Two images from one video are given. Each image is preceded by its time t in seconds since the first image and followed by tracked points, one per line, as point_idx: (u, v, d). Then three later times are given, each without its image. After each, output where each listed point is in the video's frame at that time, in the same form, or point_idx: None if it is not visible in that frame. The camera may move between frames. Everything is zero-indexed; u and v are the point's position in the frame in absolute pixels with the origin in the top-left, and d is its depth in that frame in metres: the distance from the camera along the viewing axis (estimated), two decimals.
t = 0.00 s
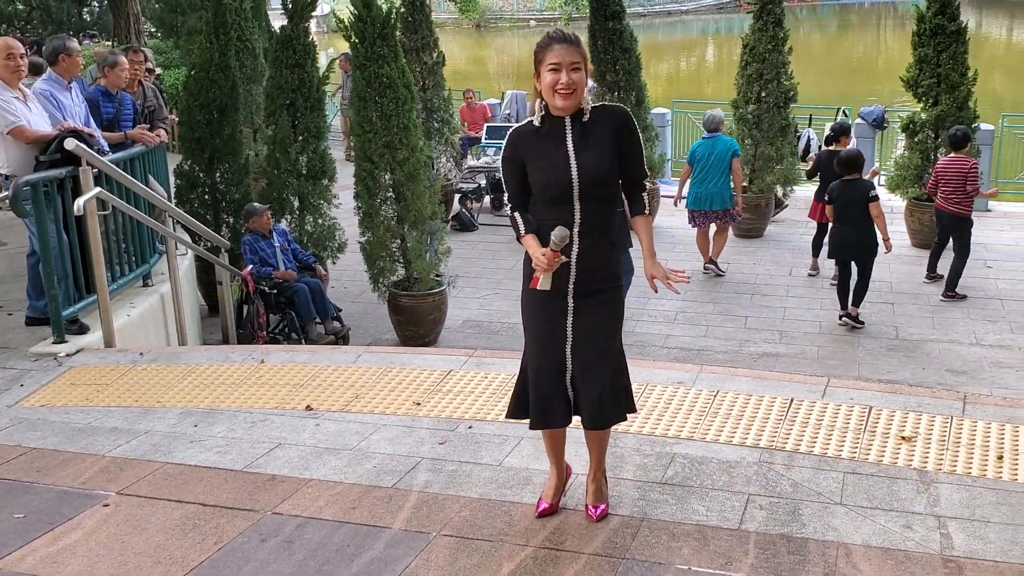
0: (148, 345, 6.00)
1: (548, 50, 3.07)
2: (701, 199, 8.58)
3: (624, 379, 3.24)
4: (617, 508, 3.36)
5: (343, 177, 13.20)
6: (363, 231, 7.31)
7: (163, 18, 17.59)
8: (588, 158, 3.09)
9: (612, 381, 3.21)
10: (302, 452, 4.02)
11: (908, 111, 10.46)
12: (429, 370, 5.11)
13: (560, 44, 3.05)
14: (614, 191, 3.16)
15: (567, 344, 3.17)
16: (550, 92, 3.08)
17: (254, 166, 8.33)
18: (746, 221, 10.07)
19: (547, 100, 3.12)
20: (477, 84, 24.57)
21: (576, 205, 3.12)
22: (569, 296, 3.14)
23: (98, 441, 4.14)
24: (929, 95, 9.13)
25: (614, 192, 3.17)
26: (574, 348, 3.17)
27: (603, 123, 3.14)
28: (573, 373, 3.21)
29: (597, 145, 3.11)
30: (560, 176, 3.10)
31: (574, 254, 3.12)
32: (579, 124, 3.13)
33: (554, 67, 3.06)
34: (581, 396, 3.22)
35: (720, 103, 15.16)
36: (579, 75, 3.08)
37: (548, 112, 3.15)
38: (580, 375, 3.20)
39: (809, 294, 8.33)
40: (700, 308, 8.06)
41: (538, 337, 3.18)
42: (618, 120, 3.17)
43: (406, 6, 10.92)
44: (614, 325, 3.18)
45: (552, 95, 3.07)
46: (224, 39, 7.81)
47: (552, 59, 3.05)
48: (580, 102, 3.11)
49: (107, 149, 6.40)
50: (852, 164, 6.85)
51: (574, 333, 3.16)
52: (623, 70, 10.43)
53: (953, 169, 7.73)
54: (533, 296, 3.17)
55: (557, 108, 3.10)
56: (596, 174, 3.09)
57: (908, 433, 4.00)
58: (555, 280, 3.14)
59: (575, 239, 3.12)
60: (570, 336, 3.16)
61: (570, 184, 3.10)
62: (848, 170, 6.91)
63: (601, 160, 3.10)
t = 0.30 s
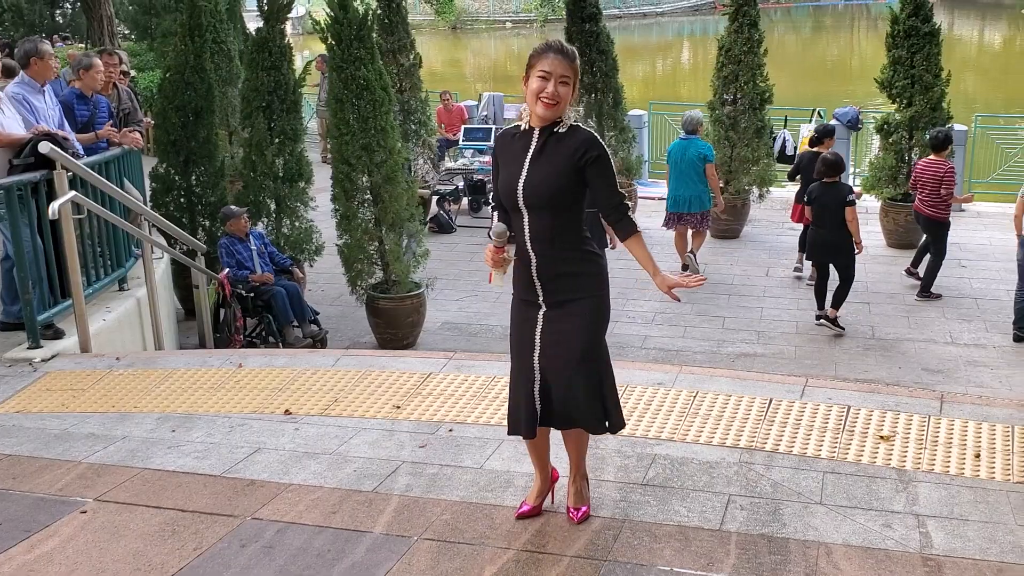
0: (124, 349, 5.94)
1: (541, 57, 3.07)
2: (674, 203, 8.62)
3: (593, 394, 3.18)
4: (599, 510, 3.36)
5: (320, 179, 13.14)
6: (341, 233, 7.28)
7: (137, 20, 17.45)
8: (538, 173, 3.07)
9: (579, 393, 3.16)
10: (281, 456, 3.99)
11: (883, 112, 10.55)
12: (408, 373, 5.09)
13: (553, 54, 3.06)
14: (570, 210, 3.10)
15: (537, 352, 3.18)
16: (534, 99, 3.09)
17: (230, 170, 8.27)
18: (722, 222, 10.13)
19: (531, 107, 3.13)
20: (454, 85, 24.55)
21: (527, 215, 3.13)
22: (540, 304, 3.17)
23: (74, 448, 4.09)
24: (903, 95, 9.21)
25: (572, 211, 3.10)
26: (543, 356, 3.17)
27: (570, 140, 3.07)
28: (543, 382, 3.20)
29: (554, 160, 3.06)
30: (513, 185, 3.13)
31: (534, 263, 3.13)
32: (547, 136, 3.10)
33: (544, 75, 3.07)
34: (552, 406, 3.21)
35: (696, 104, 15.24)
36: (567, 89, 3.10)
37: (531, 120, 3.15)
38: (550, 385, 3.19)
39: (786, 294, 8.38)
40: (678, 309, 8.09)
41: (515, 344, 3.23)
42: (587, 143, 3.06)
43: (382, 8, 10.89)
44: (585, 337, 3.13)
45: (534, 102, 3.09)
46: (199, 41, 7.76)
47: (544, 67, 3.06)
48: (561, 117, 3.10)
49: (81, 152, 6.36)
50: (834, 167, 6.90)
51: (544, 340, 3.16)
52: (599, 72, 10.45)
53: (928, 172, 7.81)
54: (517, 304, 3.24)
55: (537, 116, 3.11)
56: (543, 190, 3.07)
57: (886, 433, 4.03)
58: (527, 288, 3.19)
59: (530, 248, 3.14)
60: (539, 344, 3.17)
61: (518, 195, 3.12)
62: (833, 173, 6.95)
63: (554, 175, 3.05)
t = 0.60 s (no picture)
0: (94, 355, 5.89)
1: (517, 51, 3.08)
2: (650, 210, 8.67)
3: (565, 388, 3.19)
4: (576, 513, 3.36)
5: (292, 183, 13.06)
6: (313, 237, 7.23)
7: (104, 23, 17.28)
8: (510, 169, 3.06)
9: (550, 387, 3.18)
10: (256, 463, 3.96)
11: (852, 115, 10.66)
12: (384, 378, 5.07)
13: (529, 49, 3.06)
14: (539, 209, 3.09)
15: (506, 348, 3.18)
16: (510, 94, 3.09)
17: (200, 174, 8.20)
18: (694, 223, 10.19)
19: (506, 102, 3.13)
20: (425, 89, 24.51)
21: (493, 209, 3.11)
22: (507, 301, 3.17)
23: (45, 455, 4.03)
24: (872, 98, 9.32)
25: (541, 210, 3.10)
26: (512, 353, 3.18)
27: (545, 140, 3.08)
28: (513, 379, 3.21)
29: (527, 158, 3.06)
30: (481, 178, 3.11)
31: (499, 260, 3.14)
32: (521, 132, 3.09)
33: (519, 70, 3.08)
34: (521, 402, 3.22)
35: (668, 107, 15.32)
36: (543, 84, 3.09)
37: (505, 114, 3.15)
38: (520, 381, 3.20)
39: (757, 296, 8.44)
40: (651, 311, 8.12)
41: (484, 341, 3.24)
42: (561, 146, 3.07)
43: (353, 11, 10.85)
44: (555, 333, 3.14)
45: (510, 96, 3.09)
46: (169, 44, 7.68)
47: (520, 61, 3.07)
48: (537, 113, 3.10)
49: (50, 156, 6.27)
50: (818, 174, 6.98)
51: (512, 337, 3.17)
52: (572, 75, 10.48)
53: (898, 174, 7.90)
54: (484, 300, 3.24)
55: (512, 110, 3.10)
56: (514, 187, 3.06)
57: (860, 433, 4.07)
58: (494, 285, 3.19)
59: (496, 244, 3.13)
60: (508, 340, 3.17)
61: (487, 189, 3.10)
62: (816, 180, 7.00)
63: (526, 171, 3.05)
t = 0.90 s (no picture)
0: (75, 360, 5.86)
1: (493, 56, 3.06)
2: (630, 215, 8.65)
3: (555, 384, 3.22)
4: (564, 515, 3.35)
5: (273, 186, 13.00)
6: (295, 240, 7.20)
7: (82, 26, 17.17)
8: (514, 169, 3.09)
9: (545, 384, 3.20)
10: (241, 467, 3.93)
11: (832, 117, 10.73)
12: (368, 381, 5.05)
13: (506, 51, 3.03)
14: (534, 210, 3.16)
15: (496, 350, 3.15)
16: (493, 99, 3.08)
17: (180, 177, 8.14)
18: (676, 225, 10.22)
19: (490, 105, 3.11)
20: (405, 91, 24.48)
21: (495, 210, 3.11)
22: (495, 304, 3.13)
23: (27, 462, 3.99)
24: (852, 99, 9.39)
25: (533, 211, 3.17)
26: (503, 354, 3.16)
27: (541, 140, 3.14)
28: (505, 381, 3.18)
29: (528, 158, 3.11)
30: (481, 177, 3.10)
31: (494, 262, 3.11)
32: (516, 132, 3.12)
33: (498, 75, 3.06)
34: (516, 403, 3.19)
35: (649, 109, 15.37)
36: (524, 84, 3.08)
37: (493, 116, 3.13)
38: (513, 382, 3.18)
39: (739, 297, 8.47)
40: (634, 312, 8.14)
41: (467, 349, 3.17)
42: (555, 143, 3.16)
43: (333, 14, 10.82)
44: (541, 328, 3.16)
45: (494, 102, 3.07)
46: (149, 47, 7.62)
47: (497, 67, 3.05)
48: (525, 111, 3.11)
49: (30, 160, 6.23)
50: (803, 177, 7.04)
51: (503, 339, 3.14)
52: (553, 78, 10.49)
53: (881, 175, 7.95)
54: (461, 306, 3.17)
55: (499, 114, 3.10)
56: (519, 187, 3.10)
57: (846, 433, 4.09)
58: (478, 289, 3.14)
59: (494, 245, 3.11)
60: (500, 342, 3.14)
61: (493, 189, 3.09)
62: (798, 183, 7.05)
63: (529, 171, 3.10)
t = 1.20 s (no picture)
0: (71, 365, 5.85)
1: (484, 66, 3.05)
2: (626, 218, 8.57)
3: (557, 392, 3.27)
4: (564, 519, 3.35)
5: (266, 189, 12.99)
6: (290, 244, 7.19)
7: (74, 30, 17.14)
8: (533, 178, 3.13)
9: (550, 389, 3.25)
10: (239, 472, 3.91)
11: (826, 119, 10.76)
12: (366, 385, 5.04)
13: (496, 60, 3.02)
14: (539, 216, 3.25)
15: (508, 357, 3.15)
16: (491, 109, 3.06)
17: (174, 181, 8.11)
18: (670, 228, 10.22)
19: (489, 116, 3.08)
20: (398, 94, 24.48)
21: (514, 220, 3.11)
22: (504, 310, 3.14)
23: (24, 467, 3.97)
24: (846, 102, 9.41)
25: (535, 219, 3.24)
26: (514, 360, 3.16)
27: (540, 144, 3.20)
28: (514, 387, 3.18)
29: (536, 165, 3.15)
30: (505, 190, 3.07)
31: (510, 270, 3.12)
32: (522, 140, 3.13)
33: (492, 85, 3.04)
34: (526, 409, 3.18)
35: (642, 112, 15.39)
36: (518, 90, 3.07)
37: (493, 127, 3.10)
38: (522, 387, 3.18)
39: (734, 299, 8.49)
40: (629, 315, 8.15)
41: (478, 355, 3.13)
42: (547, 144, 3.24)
43: (326, 17, 10.82)
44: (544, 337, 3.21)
45: (493, 112, 3.05)
46: (143, 50, 7.60)
47: (490, 76, 3.04)
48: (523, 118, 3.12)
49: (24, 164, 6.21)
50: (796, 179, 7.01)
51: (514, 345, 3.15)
52: (547, 81, 10.49)
53: (879, 175, 7.96)
54: (468, 311, 3.13)
55: (499, 123, 3.08)
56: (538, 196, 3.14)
57: (845, 436, 4.09)
58: (488, 296, 3.12)
59: (508, 254, 3.12)
60: (511, 348, 3.15)
61: (518, 201, 3.09)
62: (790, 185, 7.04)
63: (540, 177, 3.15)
